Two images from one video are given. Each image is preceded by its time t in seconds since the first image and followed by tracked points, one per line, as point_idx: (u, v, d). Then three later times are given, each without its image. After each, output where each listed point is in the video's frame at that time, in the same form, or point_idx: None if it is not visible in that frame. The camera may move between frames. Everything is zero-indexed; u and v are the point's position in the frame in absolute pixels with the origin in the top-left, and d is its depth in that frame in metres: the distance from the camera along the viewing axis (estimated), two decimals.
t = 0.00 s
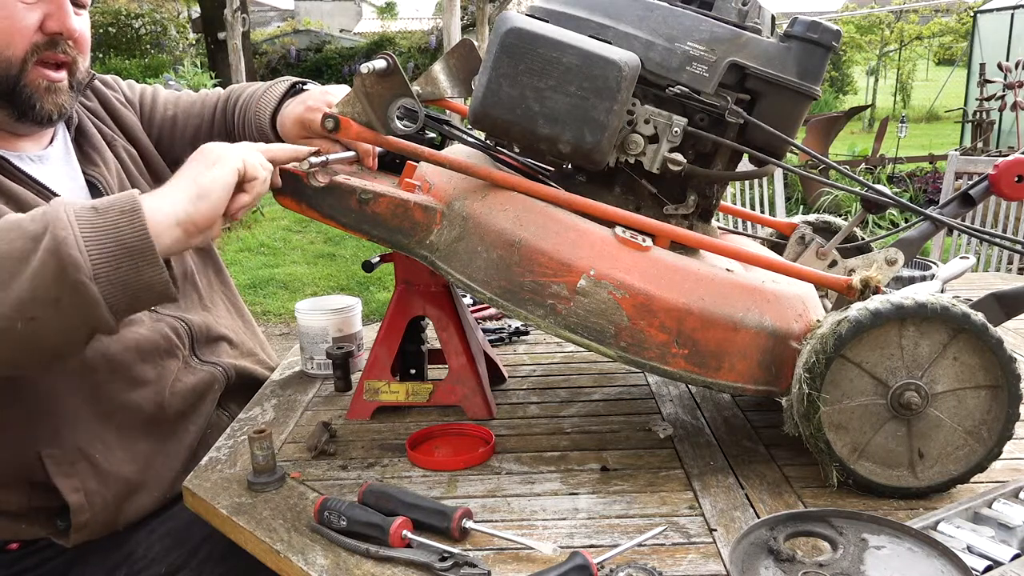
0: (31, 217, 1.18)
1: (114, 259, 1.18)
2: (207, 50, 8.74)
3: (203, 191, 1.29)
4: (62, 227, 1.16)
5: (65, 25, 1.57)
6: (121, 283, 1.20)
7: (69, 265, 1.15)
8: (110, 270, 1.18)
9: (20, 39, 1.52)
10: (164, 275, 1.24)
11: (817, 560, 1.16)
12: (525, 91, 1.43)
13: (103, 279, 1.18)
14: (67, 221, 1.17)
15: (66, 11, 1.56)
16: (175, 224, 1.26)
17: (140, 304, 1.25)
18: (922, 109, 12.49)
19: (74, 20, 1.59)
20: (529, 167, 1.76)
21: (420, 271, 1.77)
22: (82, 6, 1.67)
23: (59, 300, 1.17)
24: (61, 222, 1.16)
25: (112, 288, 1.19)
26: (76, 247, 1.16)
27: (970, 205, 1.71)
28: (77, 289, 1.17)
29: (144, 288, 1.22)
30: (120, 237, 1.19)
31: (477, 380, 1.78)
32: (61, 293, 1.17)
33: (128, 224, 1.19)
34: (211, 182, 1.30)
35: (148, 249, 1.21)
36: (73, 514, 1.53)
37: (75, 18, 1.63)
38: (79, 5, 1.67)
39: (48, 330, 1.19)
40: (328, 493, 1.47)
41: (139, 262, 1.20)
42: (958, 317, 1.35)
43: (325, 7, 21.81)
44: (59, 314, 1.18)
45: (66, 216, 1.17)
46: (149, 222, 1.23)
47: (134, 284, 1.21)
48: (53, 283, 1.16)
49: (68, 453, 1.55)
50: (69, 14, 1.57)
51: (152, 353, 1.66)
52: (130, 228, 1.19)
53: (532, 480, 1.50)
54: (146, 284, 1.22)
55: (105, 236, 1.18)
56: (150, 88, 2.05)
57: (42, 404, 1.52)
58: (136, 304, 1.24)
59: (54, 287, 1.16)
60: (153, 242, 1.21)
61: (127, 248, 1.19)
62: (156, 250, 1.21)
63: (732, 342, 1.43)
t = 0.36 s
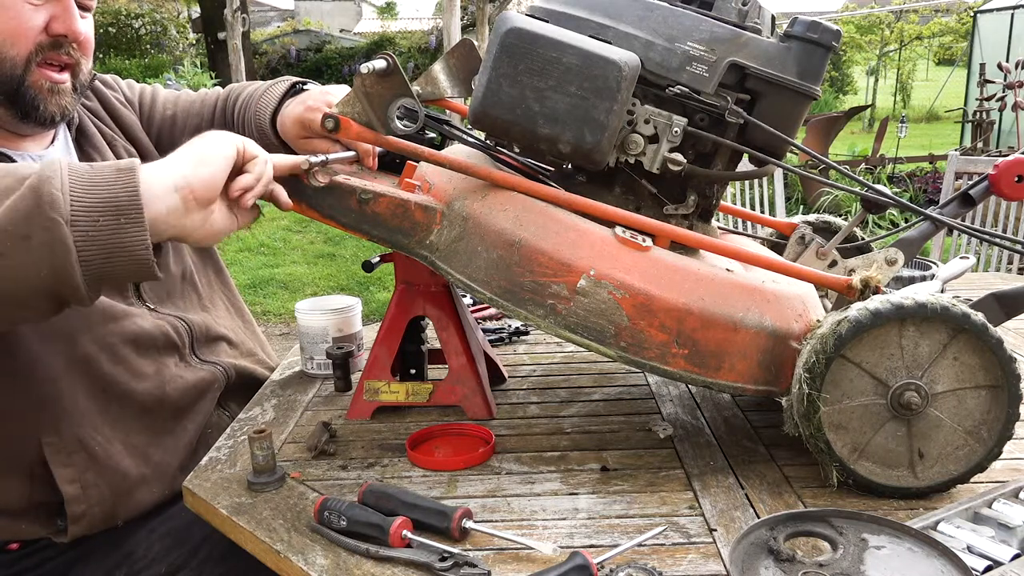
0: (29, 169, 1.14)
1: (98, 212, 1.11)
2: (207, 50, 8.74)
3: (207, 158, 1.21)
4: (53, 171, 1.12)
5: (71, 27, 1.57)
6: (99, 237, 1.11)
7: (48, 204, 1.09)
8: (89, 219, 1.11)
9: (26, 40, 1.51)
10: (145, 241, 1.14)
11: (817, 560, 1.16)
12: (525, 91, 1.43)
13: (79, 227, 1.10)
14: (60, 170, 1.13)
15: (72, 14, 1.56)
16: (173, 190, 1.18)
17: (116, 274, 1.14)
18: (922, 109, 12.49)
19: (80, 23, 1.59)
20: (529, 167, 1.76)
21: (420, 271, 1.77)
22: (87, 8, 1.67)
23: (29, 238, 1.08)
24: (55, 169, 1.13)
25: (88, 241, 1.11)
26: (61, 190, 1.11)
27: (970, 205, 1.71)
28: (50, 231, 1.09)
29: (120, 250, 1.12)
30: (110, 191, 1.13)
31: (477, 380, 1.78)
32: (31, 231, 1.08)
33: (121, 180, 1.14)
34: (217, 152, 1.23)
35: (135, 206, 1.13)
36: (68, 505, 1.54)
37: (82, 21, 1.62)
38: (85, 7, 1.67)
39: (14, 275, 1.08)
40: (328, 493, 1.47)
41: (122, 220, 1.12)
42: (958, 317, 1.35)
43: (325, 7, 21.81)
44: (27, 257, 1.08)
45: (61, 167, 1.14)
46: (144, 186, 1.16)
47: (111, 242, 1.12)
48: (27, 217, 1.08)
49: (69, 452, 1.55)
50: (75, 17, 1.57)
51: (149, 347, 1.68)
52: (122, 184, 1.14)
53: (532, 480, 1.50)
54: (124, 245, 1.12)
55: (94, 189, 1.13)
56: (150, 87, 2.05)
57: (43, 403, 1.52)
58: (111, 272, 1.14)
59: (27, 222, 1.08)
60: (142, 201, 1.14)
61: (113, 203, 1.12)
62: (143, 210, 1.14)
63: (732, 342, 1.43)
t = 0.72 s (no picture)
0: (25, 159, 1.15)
1: (87, 204, 1.11)
2: (207, 50, 8.74)
3: (206, 161, 1.21)
4: (47, 159, 1.13)
5: (66, 31, 1.57)
6: (85, 229, 1.10)
7: (36, 190, 1.09)
8: (77, 209, 1.10)
9: (21, 42, 1.52)
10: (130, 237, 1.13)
11: (817, 560, 1.16)
12: (525, 91, 1.43)
13: (65, 217, 1.10)
14: (55, 159, 1.14)
15: (68, 16, 1.56)
16: (169, 189, 1.17)
17: (100, 270, 1.13)
18: (922, 109, 12.49)
19: (76, 25, 1.59)
20: (529, 167, 1.76)
21: (420, 272, 1.78)
22: (85, 11, 1.67)
23: (11, 224, 1.07)
24: (49, 158, 1.14)
25: (73, 232, 1.10)
26: (52, 177, 1.11)
27: (970, 205, 1.71)
28: (35, 218, 1.08)
29: (105, 245, 1.12)
30: (102, 184, 1.13)
31: (477, 380, 1.78)
32: (14, 216, 1.07)
33: (115, 175, 1.14)
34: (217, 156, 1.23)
35: (124, 202, 1.13)
36: (64, 501, 1.55)
37: (78, 24, 1.62)
38: (83, 10, 1.67)
39: None
40: (328, 493, 1.47)
41: (111, 214, 1.12)
42: (958, 317, 1.35)
43: (325, 7, 21.81)
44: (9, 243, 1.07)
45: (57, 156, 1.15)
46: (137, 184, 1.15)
47: (97, 236, 1.11)
48: (14, 202, 1.08)
49: (68, 450, 1.55)
50: (71, 19, 1.57)
51: (146, 345, 1.69)
52: (114, 178, 1.14)
53: (532, 480, 1.50)
54: (109, 240, 1.12)
55: (86, 180, 1.13)
56: (149, 88, 2.05)
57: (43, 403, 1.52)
58: (96, 268, 1.13)
59: (13, 207, 1.07)
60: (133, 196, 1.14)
61: (103, 196, 1.12)
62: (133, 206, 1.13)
63: (732, 342, 1.43)
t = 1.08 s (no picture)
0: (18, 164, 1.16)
1: (82, 211, 1.11)
2: (207, 50, 8.74)
3: (197, 165, 1.19)
4: (41, 167, 1.13)
5: (65, 31, 1.57)
6: (80, 236, 1.11)
7: (30, 199, 1.09)
8: (71, 217, 1.10)
9: (19, 41, 1.52)
10: (125, 243, 1.13)
11: (817, 560, 1.16)
12: (525, 91, 1.43)
13: (60, 225, 1.10)
14: (50, 166, 1.14)
15: (67, 17, 1.56)
16: (163, 196, 1.16)
17: (98, 276, 1.13)
18: (922, 109, 12.49)
19: (75, 25, 1.59)
20: (529, 167, 1.76)
21: (420, 272, 1.78)
22: (84, 11, 1.67)
23: (6, 234, 1.08)
24: (45, 165, 1.14)
25: (69, 240, 1.10)
26: (46, 185, 1.11)
27: (970, 205, 1.71)
28: (30, 227, 1.08)
29: (101, 251, 1.12)
30: (96, 190, 1.13)
31: (477, 380, 1.78)
32: (10, 225, 1.08)
33: (109, 180, 1.14)
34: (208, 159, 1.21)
35: (119, 207, 1.12)
36: (63, 500, 1.55)
37: (76, 24, 1.62)
38: (82, 10, 1.67)
39: None
40: (328, 493, 1.47)
41: (105, 220, 1.12)
42: (958, 317, 1.35)
43: (325, 7, 21.82)
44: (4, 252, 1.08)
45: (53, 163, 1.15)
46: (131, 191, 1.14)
47: (93, 243, 1.11)
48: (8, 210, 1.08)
49: (67, 451, 1.55)
50: (70, 19, 1.57)
51: (146, 345, 1.69)
52: (108, 184, 1.13)
53: (532, 480, 1.50)
54: (104, 247, 1.12)
55: (82, 187, 1.12)
56: (149, 88, 2.05)
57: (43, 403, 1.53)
58: (92, 273, 1.13)
59: (7, 216, 1.08)
60: (128, 202, 1.13)
61: (97, 201, 1.12)
62: (128, 212, 1.13)
63: (733, 342, 1.43)
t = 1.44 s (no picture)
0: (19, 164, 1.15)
1: (80, 219, 1.11)
2: (207, 50, 8.73)
3: (198, 171, 1.19)
4: (41, 175, 1.13)
5: (65, 31, 1.57)
6: (79, 244, 1.11)
7: (29, 208, 1.09)
8: (69, 225, 1.11)
9: (19, 41, 1.52)
10: (124, 251, 1.13)
11: (817, 560, 1.16)
12: (525, 91, 1.43)
13: (59, 234, 1.10)
14: (50, 173, 1.14)
15: (67, 17, 1.56)
16: (162, 203, 1.15)
17: (97, 283, 1.14)
18: (922, 109, 12.49)
19: (75, 25, 1.59)
20: (529, 167, 1.76)
21: (420, 271, 1.77)
22: (84, 11, 1.67)
23: (5, 242, 1.08)
24: (44, 172, 1.14)
25: (68, 248, 1.11)
26: (45, 193, 1.11)
27: (970, 205, 1.71)
28: (29, 236, 1.09)
29: (100, 259, 1.12)
30: (95, 197, 1.13)
31: (477, 380, 1.78)
32: (9, 234, 1.08)
33: (108, 188, 1.14)
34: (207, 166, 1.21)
35: (117, 215, 1.12)
36: (64, 500, 1.55)
37: (77, 23, 1.62)
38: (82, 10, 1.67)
39: None
40: (328, 493, 1.47)
41: (104, 228, 1.12)
42: (958, 317, 1.35)
43: (325, 7, 21.81)
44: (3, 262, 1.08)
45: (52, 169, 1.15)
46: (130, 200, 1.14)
47: (91, 250, 1.11)
48: (7, 219, 1.08)
49: (67, 452, 1.55)
50: (70, 19, 1.57)
51: (146, 345, 1.69)
52: (107, 192, 1.13)
53: (532, 480, 1.50)
54: (102, 255, 1.12)
55: (80, 195, 1.12)
56: (148, 88, 2.05)
57: (43, 404, 1.53)
58: (90, 281, 1.13)
59: (6, 225, 1.08)
60: (127, 210, 1.13)
61: (96, 209, 1.12)
62: (126, 219, 1.13)
63: (732, 342, 1.43)
